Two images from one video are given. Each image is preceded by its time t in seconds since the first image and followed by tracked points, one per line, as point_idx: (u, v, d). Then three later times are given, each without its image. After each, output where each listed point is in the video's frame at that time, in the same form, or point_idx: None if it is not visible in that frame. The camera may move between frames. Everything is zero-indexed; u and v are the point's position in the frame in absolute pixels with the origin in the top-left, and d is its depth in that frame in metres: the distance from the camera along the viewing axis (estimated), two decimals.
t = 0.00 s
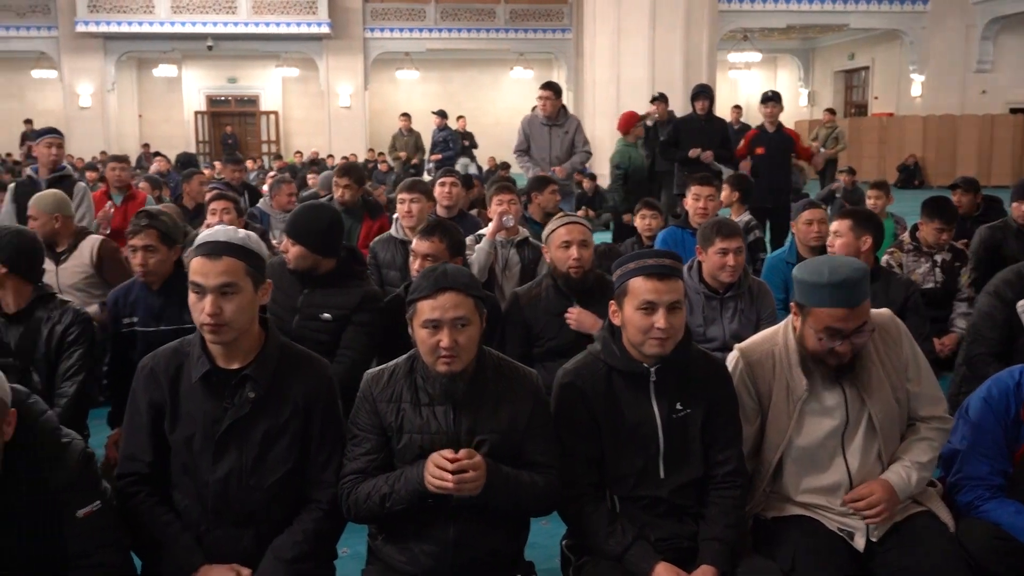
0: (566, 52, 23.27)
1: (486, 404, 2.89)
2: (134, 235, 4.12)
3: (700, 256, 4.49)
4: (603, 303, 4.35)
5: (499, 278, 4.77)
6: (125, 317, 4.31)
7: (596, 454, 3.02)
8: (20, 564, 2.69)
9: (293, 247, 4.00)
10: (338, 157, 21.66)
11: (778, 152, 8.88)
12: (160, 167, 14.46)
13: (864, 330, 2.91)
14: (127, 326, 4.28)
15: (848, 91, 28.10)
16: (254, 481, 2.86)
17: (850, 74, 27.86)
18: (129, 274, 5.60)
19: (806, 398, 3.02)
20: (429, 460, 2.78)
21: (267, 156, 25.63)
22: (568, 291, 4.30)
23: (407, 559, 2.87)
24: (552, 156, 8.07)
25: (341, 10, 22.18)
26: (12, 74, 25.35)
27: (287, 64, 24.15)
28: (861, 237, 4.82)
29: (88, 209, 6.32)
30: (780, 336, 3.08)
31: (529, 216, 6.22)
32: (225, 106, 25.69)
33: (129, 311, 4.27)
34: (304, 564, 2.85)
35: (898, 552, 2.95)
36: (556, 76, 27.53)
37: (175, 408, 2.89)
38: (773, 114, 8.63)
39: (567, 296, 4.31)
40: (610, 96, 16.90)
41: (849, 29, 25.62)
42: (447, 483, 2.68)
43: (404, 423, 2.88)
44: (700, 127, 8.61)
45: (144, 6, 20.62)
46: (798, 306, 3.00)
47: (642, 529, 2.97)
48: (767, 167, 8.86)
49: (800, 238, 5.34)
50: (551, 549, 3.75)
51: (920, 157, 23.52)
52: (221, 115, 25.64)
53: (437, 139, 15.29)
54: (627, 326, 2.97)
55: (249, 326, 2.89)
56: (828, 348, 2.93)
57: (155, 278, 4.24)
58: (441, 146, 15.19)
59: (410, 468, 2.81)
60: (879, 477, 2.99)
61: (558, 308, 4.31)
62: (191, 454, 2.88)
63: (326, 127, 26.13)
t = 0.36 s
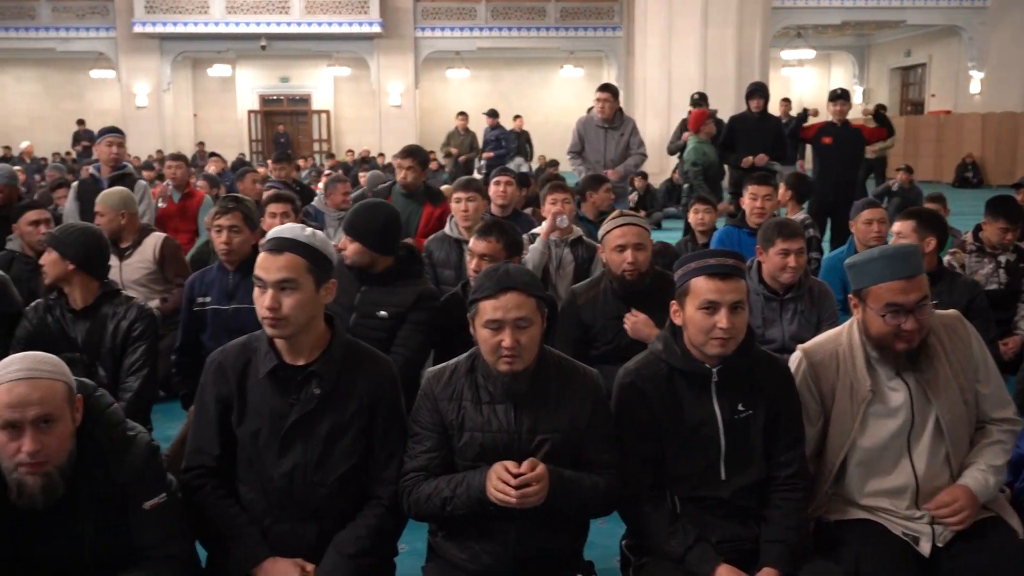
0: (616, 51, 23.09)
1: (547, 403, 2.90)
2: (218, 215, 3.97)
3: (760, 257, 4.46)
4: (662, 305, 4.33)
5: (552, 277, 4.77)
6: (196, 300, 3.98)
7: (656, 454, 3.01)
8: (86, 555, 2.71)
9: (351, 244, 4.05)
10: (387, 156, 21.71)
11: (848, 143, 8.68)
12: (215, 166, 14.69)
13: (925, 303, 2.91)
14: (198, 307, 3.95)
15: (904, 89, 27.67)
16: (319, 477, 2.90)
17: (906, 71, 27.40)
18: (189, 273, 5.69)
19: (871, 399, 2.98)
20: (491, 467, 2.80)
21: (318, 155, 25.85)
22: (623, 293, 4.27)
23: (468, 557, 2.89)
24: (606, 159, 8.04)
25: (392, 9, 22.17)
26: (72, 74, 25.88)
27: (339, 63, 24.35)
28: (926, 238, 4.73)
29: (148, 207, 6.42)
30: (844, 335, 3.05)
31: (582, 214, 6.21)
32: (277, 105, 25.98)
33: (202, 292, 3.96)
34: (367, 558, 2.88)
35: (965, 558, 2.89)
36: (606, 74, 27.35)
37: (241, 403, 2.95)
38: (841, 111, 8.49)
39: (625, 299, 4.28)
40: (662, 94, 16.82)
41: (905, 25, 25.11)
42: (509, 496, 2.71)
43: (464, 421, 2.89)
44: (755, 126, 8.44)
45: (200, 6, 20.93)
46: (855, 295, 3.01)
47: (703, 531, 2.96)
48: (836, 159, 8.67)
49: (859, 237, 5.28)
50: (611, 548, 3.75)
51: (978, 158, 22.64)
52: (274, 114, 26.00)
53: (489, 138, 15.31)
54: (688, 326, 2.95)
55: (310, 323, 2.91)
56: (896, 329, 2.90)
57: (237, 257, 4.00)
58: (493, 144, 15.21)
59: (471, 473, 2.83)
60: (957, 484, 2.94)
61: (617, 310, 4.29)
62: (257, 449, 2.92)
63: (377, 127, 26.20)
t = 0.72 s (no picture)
0: (674, 48, 22.52)
1: (617, 404, 2.90)
2: (291, 209, 3.99)
3: (829, 259, 4.40)
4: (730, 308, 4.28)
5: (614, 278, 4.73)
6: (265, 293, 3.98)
7: (725, 455, 2.99)
8: (169, 547, 2.78)
9: (415, 246, 4.06)
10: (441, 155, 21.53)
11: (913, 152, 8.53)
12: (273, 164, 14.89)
13: (1005, 283, 2.88)
14: (266, 302, 3.95)
15: (970, 86, 26.84)
16: (388, 473, 2.93)
17: (973, 67, 26.53)
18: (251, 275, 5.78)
19: (948, 400, 2.93)
20: (561, 469, 2.82)
21: (374, 153, 25.54)
22: (685, 293, 4.26)
23: (536, 555, 2.91)
24: (661, 164, 7.98)
25: (448, 9, 22.31)
26: (136, 74, 26.36)
27: (394, 62, 24.40)
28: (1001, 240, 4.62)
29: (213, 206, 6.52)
30: (922, 334, 3.00)
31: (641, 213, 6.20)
32: (333, 105, 26.00)
33: (270, 287, 3.96)
34: (435, 555, 2.90)
35: None
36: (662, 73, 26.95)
37: (313, 399, 2.99)
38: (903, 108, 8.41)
39: (688, 299, 4.27)
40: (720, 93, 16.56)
41: (972, 21, 24.35)
42: (580, 499, 2.73)
43: (534, 420, 2.92)
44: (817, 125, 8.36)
45: (259, 7, 21.26)
46: (932, 284, 2.97)
47: (772, 534, 2.93)
48: (901, 168, 8.56)
49: (926, 238, 5.18)
50: (677, 551, 3.75)
51: None
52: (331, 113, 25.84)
53: (546, 136, 15.23)
54: (758, 326, 2.92)
55: (381, 321, 2.93)
56: (980, 309, 2.84)
57: (304, 252, 3.98)
58: (550, 143, 15.14)
59: (540, 473, 2.84)
60: None
61: (682, 313, 4.28)
62: (328, 444, 2.96)
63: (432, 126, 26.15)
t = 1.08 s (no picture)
0: (732, 47, 22.32)
1: (688, 405, 2.89)
2: (357, 209, 4.09)
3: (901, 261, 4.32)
4: (801, 306, 4.25)
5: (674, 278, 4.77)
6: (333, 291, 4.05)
7: (797, 458, 2.96)
8: (244, 539, 2.82)
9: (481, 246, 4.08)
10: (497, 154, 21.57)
11: (970, 160, 8.37)
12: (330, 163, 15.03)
13: None
14: (333, 301, 4.02)
15: None
16: (457, 471, 2.95)
17: None
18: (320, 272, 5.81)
19: None
20: (632, 469, 2.82)
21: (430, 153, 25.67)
22: (754, 288, 4.26)
23: (605, 555, 2.92)
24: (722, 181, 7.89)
25: (504, 9, 22.33)
26: (198, 75, 26.80)
27: (451, 62, 24.45)
28: None
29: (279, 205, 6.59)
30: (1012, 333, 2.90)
31: (703, 213, 6.18)
32: (391, 104, 26.05)
33: (337, 285, 4.03)
34: (503, 553, 2.90)
35: None
36: (721, 72, 26.56)
37: (383, 396, 3.01)
38: (955, 121, 8.32)
39: (758, 295, 4.27)
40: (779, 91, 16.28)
41: None
42: (652, 500, 2.73)
43: (605, 421, 2.92)
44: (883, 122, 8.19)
45: (318, 8, 21.57)
46: None
47: (846, 539, 2.89)
48: (960, 177, 8.39)
49: (999, 240, 5.06)
50: (746, 555, 3.73)
51: None
52: (388, 114, 26.04)
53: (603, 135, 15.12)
54: (833, 327, 2.88)
55: (450, 321, 2.94)
56: None
57: (371, 252, 4.05)
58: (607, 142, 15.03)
59: (611, 474, 2.84)
60: None
61: (750, 309, 4.28)
62: (397, 442, 2.98)
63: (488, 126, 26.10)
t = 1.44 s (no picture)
0: (797, 45, 21.97)
1: (766, 407, 2.85)
2: (428, 208, 4.15)
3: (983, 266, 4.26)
4: (877, 297, 4.36)
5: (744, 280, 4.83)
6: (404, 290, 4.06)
7: (878, 463, 2.92)
8: (323, 532, 2.85)
9: (551, 248, 4.08)
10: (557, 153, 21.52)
11: None
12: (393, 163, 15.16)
13: None
14: (404, 299, 4.04)
15: None
16: (531, 470, 2.94)
17: None
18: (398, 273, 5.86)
19: None
20: (710, 469, 2.80)
21: (491, 153, 25.62)
22: (831, 282, 4.37)
23: (681, 558, 2.91)
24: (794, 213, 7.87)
25: (567, 8, 22.32)
26: (263, 76, 27.22)
27: (512, 62, 24.46)
28: None
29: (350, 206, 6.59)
30: None
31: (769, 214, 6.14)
32: (452, 104, 26.11)
33: (407, 284, 4.05)
34: (578, 554, 2.90)
35: None
36: (786, 70, 26.08)
37: (457, 394, 3.01)
38: None
39: (835, 288, 4.38)
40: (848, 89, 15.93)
41: None
42: (732, 500, 2.70)
43: (681, 421, 2.90)
44: (960, 123, 7.95)
45: (381, 9, 21.86)
46: None
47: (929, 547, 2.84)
48: None
49: None
50: (823, 563, 3.69)
51: None
52: (450, 113, 26.12)
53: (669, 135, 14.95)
54: (917, 331, 2.82)
55: (525, 321, 2.91)
56: None
57: (442, 251, 4.09)
58: (673, 141, 14.87)
59: (688, 474, 2.82)
60: None
61: (825, 298, 4.41)
62: (471, 440, 2.98)
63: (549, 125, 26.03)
